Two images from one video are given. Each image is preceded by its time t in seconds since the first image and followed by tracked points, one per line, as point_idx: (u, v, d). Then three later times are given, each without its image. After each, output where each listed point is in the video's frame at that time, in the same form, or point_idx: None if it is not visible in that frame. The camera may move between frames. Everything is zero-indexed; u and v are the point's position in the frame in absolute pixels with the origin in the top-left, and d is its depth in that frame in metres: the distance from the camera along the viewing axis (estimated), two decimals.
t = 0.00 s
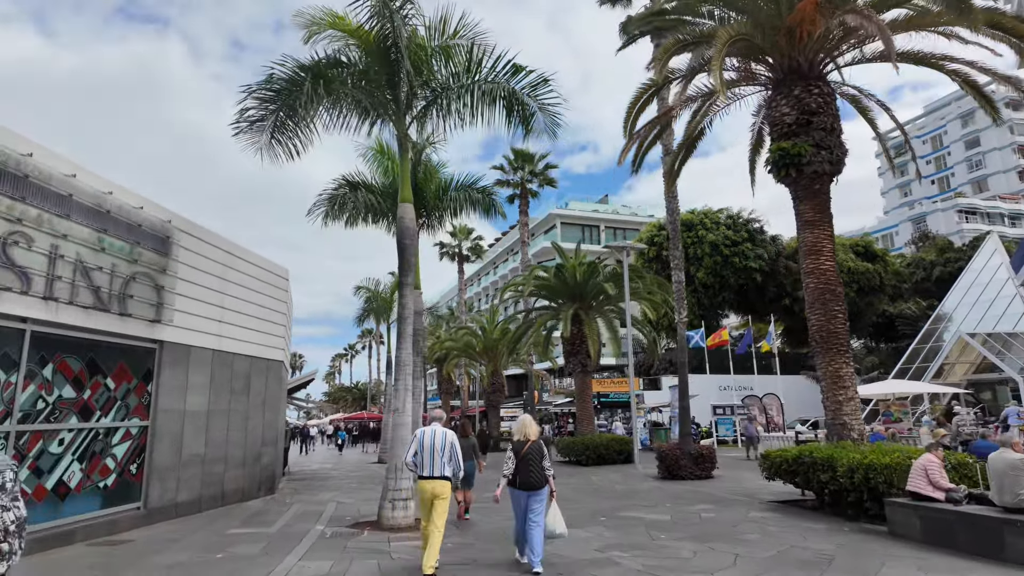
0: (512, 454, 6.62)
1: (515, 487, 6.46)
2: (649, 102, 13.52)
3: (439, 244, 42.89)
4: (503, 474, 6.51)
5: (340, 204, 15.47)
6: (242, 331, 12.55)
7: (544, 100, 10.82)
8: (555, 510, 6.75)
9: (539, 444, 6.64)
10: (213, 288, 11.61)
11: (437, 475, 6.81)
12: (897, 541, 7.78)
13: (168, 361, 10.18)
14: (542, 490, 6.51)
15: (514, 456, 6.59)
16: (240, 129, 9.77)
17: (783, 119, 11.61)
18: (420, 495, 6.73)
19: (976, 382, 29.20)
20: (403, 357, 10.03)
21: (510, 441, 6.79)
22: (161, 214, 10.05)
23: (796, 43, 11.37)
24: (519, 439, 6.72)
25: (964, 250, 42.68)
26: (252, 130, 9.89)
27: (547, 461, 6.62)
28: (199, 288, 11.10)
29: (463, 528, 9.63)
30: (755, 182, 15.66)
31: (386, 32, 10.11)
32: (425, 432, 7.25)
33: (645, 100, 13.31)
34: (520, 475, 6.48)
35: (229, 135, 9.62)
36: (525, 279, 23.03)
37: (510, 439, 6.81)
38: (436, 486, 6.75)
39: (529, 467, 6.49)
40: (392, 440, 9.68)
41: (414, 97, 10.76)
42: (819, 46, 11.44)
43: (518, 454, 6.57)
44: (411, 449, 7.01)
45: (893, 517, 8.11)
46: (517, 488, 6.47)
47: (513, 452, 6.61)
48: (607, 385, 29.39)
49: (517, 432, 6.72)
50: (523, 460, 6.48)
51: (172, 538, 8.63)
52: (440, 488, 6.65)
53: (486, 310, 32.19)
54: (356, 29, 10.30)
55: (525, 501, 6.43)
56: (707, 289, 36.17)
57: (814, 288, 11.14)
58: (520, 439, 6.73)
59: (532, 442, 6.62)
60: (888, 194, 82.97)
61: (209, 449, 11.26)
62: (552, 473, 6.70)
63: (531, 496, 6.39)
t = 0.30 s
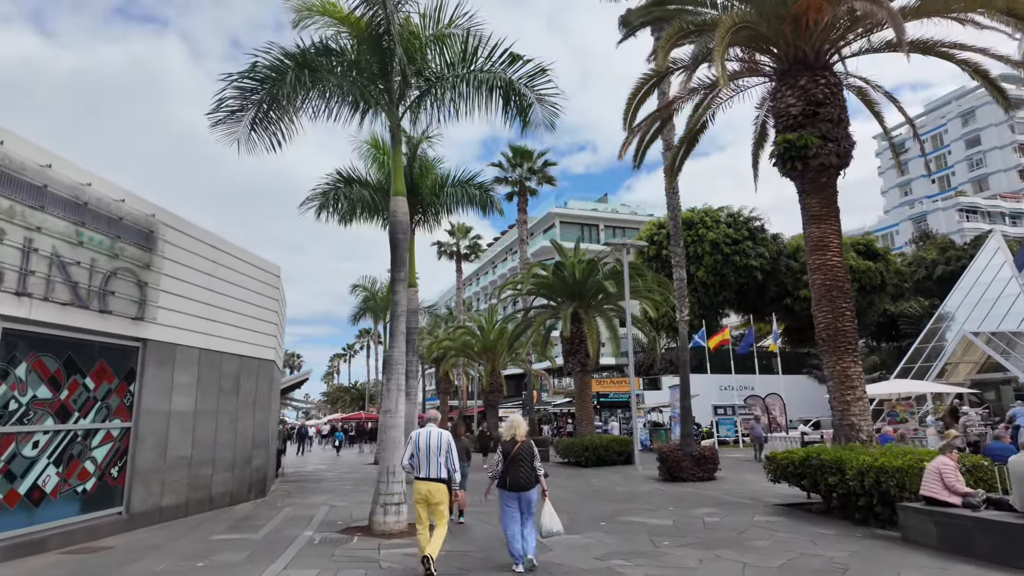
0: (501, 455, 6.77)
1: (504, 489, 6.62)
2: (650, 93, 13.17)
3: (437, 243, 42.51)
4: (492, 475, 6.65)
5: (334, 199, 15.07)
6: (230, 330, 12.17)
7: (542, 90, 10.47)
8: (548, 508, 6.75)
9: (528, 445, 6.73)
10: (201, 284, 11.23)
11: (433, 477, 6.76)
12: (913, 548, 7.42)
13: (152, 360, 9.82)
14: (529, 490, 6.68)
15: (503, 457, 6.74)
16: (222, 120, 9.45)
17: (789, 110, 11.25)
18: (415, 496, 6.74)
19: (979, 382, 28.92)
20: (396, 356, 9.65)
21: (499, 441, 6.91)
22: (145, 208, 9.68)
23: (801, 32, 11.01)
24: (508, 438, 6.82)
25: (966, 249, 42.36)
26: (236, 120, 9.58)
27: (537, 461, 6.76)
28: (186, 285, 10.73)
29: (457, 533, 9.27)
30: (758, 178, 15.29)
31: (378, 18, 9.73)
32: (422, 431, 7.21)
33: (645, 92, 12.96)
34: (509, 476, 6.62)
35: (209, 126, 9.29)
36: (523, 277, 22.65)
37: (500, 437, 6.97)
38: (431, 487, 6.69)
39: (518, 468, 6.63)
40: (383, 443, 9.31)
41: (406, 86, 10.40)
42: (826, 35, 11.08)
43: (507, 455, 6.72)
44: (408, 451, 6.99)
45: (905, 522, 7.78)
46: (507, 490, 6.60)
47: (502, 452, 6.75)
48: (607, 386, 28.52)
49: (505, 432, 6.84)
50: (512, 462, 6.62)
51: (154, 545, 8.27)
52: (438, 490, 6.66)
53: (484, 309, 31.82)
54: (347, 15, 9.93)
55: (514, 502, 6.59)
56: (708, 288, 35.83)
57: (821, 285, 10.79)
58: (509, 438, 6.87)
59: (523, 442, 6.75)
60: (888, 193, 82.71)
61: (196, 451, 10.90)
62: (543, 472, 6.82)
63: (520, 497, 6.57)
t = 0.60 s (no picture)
0: (500, 455, 6.49)
1: (502, 492, 6.32)
2: (654, 84, 12.83)
3: (436, 242, 42.17)
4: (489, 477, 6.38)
5: (330, 193, 14.73)
6: (223, 326, 11.85)
7: (544, 79, 10.13)
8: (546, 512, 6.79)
9: (528, 447, 6.46)
10: (192, 279, 10.90)
11: (436, 477, 6.62)
12: (933, 554, 7.09)
13: (140, 357, 9.49)
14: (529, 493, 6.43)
15: (502, 459, 6.46)
16: (211, 108, 9.14)
17: (799, 101, 10.91)
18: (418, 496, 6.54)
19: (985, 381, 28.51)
20: (392, 353, 9.30)
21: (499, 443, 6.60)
22: (132, 199, 9.35)
23: (811, 19, 10.66)
24: (507, 440, 6.52)
25: (971, 248, 41.98)
26: (225, 108, 9.26)
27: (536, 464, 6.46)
28: (176, 280, 10.41)
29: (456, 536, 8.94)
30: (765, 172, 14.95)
31: (375, 4, 9.39)
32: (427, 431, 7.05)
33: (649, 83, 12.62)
34: (507, 478, 6.33)
35: (198, 114, 8.97)
36: (523, 275, 22.29)
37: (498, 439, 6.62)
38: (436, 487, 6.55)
39: (517, 471, 6.34)
40: (378, 444, 8.96)
41: (403, 74, 10.06)
42: (837, 22, 10.73)
43: (506, 457, 6.44)
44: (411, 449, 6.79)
45: (924, 526, 7.45)
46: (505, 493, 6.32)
47: (501, 455, 6.47)
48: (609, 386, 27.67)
49: (505, 434, 6.52)
50: (511, 464, 6.33)
51: (137, 550, 7.91)
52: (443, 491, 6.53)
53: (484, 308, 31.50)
54: None
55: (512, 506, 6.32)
56: (710, 287, 35.50)
57: (832, 281, 10.45)
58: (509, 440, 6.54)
59: (522, 444, 6.46)
60: (889, 193, 82.39)
61: (187, 451, 10.57)
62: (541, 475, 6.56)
63: (520, 498, 6.32)
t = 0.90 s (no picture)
0: (500, 455, 6.66)
1: (503, 490, 6.56)
2: (659, 76, 12.53)
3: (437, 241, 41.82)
4: (490, 478, 6.59)
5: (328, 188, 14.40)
6: (217, 325, 11.53)
7: (547, 70, 9.81)
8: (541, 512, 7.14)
9: (527, 447, 6.71)
10: (184, 276, 10.59)
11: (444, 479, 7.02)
12: (953, 562, 6.79)
13: (129, 356, 9.19)
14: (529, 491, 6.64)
15: (502, 459, 6.65)
16: (202, 99, 8.82)
17: (809, 93, 10.60)
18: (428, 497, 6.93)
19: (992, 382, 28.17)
20: (390, 352, 8.97)
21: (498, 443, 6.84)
22: (121, 193, 9.04)
23: (822, 9, 10.34)
24: (506, 440, 6.76)
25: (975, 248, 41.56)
26: (217, 99, 8.94)
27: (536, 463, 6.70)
28: (168, 277, 10.09)
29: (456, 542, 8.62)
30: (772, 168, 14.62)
31: None
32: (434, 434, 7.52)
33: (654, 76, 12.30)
34: (507, 477, 6.56)
35: (189, 105, 8.65)
36: (524, 274, 21.94)
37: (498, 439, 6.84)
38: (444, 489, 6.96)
39: (516, 470, 6.57)
40: (375, 447, 8.64)
41: (401, 64, 9.75)
42: (849, 12, 10.40)
43: (506, 456, 6.65)
44: (420, 452, 7.24)
45: (944, 534, 7.14)
46: (505, 491, 6.55)
47: (501, 454, 6.68)
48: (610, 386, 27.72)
49: (504, 434, 6.75)
50: (511, 463, 6.55)
51: (124, 557, 7.61)
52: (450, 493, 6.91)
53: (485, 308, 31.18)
54: None
55: (513, 504, 6.55)
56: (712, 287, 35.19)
57: (844, 278, 10.14)
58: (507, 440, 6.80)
59: (522, 443, 6.73)
60: (891, 193, 82.02)
61: (179, 454, 10.26)
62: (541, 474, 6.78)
63: (520, 498, 6.51)
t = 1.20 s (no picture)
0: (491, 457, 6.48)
1: (495, 492, 6.41)
2: (661, 66, 12.24)
3: (436, 240, 41.50)
4: (482, 479, 6.37)
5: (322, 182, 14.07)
6: (208, 322, 11.22)
7: (546, 57, 9.48)
8: (534, 511, 7.15)
9: (519, 447, 6.54)
10: (173, 271, 10.27)
11: (444, 476, 7.06)
12: (972, 567, 6.49)
13: (114, 353, 8.88)
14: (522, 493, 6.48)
15: (493, 460, 6.47)
16: (192, 84, 8.51)
17: (817, 82, 10.29)
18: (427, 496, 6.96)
19: (997, 380, 27.82)
20: (384, 349, 8.64)
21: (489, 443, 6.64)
22: (106, 184, 8.73)
23: None
24: (498, 440, 6.60)
25: (979, 246, 41.18)
26: (208, 84, 8.64)
27: (529, 464, 6.54)
28: (156, 272, 9.79)
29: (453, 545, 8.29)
30: (777, 162, 14.32)
31: None
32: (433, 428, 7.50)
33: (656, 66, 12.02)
34: (499, 479, 6.40)
35: (177, 90, 8.33)
36: (524, 271, 21.63)
37: (488, 439, 6.66)
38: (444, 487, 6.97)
39: (508, 472, 6.42)
40: (368, 447, 8.32)
41: (396, 51, 9.48)
42: None
43: (498, 458, 6.47)
44: (419, 449, 7.18)
45: (961, 536, 6.83)
46: (496, 493, 6.41)
47: (493, 455, 6.50)
48: (611, 386, 27.64)
49: (495, 435, 6.52)
50: (503, 465, 6.38)
51: (104, 561, 7.28)
52: (450, 491, 6.95)
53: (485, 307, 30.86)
54: None
55: (504, 505, 6.40)
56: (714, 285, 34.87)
57: (853, 272, 9.82)
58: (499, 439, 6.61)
59: (513, 445, 6.56)
60: (893, 192, 81.66)
61: (167, 454, 9.93)
62: (533, 474, 6.61)
63: (512, 500, 6.39)
